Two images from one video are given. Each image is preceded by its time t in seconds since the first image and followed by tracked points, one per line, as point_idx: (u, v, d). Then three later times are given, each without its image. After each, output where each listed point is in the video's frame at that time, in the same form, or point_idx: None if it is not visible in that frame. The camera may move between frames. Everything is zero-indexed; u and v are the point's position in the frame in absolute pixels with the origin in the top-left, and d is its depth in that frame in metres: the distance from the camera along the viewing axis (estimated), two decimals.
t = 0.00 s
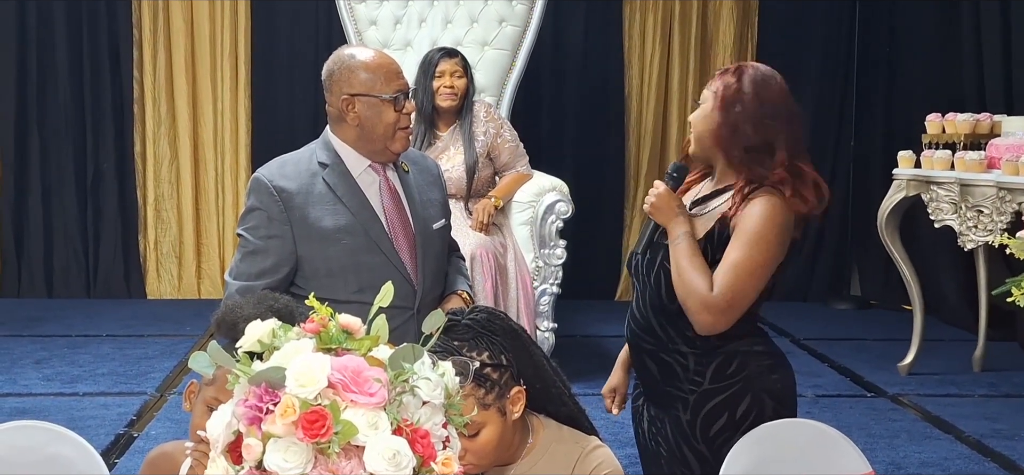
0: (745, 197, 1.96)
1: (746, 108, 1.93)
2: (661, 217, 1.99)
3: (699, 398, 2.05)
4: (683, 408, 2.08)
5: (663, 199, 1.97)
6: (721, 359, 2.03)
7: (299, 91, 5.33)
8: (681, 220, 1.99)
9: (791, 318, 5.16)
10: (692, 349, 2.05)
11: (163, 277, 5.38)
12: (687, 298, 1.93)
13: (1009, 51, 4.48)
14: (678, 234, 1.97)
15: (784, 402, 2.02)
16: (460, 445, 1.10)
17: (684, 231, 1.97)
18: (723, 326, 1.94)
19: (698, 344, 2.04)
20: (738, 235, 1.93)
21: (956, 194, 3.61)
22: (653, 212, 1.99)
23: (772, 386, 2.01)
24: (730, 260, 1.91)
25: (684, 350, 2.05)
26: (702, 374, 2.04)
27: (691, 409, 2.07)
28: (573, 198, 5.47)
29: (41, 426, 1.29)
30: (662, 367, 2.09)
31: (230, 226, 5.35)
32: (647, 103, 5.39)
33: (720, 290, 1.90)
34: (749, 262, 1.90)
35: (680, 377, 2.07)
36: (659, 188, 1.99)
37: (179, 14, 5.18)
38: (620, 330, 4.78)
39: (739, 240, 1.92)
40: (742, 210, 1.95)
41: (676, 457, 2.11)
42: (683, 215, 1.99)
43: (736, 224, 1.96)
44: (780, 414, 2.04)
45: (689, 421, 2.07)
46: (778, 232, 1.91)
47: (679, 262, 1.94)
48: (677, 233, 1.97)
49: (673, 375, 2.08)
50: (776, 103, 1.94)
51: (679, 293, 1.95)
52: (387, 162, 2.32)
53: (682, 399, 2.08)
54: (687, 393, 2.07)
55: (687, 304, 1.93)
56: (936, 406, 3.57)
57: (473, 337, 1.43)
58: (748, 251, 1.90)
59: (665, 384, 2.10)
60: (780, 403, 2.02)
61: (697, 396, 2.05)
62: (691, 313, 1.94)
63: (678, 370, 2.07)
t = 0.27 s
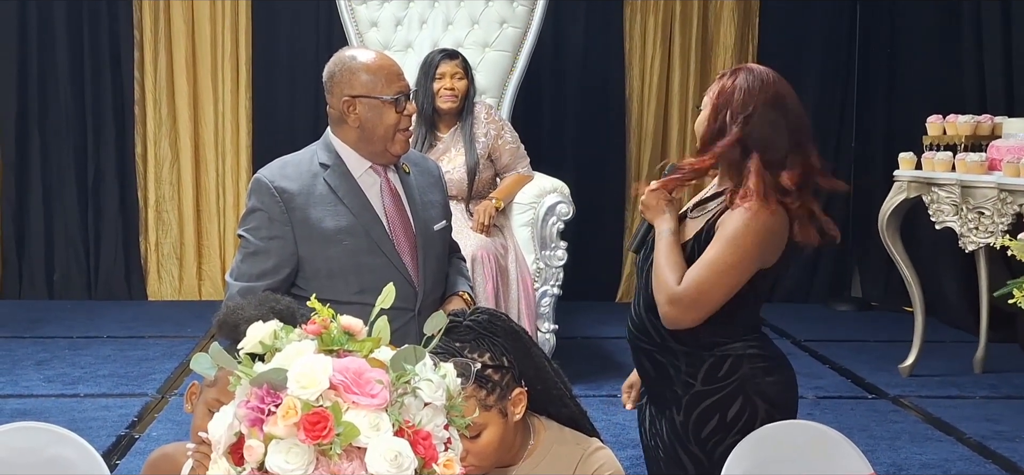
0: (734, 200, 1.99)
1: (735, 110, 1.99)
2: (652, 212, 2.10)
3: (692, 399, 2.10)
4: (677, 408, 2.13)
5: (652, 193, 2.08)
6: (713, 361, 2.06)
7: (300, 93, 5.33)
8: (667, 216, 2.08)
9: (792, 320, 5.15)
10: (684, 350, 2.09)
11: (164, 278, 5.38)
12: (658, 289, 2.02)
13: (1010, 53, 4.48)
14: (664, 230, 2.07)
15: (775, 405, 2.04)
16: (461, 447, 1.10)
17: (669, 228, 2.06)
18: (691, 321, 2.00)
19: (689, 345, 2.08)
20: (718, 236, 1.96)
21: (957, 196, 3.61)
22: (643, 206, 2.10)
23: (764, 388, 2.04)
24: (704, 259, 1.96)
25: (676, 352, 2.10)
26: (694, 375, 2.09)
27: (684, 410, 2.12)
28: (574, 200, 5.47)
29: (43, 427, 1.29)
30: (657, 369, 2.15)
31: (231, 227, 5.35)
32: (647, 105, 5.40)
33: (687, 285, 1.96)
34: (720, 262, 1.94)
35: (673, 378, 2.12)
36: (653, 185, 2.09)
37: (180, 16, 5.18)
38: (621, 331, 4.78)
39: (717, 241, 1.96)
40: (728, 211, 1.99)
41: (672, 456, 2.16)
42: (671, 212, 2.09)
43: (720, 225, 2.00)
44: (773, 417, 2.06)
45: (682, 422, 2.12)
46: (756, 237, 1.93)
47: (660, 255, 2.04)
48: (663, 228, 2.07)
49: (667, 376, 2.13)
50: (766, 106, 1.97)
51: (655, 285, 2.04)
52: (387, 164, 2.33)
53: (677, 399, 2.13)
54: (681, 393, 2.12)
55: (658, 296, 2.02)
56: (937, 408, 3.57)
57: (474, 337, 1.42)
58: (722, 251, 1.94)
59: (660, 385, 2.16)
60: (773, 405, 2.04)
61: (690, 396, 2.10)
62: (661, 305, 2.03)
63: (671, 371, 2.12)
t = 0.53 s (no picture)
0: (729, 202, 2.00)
1: (730, 111, 2.00)
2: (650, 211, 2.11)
3: (691, 400, 2.10)
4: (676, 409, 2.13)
5: (650, 192, 2.09)
6: (712, 362, 2.06)
7: (301, 94, 5.33)
8: (665, 215, 2.09)
9: (793, 321, 5.15)
10: (683, 351, 2.09)
11: (165, 279, 5.38)
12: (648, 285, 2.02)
13: (1011, 54, 4.48)
14: (660, 229, 2.08)
15: (774, 407, 2.04)
16: (464, 448, 1.10)
17: (665, 227, 2.07)
18: (677, 319, 1.99)
19: (688, 346, 2.08)
20: (710, 234, 1.97)
21: (958, 197, 3.60)
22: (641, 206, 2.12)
23: (763, 389, 2.03)
24: (694, 256, 1.96)
25: (676, 353, 2.10)
26: (693, 376, 2.09)
27: (683, 411, 2.11)
28: (575, 201, 5.47)
29: (43, 428, 1.29)
30: (657, 370, 2.15)
31: (232, 228, 5.35)
32: (648, 106, 5.40)
33: (674, 281, 1.96)
34: (709, 260, 1.94)
35: (673, 379, 2.12)
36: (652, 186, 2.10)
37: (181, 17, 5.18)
38: (622, 333, 4.78)
39: (709, 239, 1.96)
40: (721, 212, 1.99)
41: (672, 458, 2.16)
42: (668, 211, 2.10)
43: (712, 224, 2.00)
44: (772, 419, 2.05)
45: (681, 423, 2.12)
46: (748, 236, 1.94)
47: (653, 253, 2.04)
48: (659, 227, 2.08)
49: (666, 377, 2.13)
50: (761, 108, 1.98)
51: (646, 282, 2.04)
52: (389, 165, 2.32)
53: (676, 400, 2.13)
54: (680, 394, 2.12)
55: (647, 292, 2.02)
56: (938, 409, 3.57)
57: (473, 339, 1.42)
58: (711, 249, 1.94)
59: (661, 386, 2.16)
60: (771, 406, 2.04)
61: (689, 398, 2.10)
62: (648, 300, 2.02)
63: (671, 372, 2.12)
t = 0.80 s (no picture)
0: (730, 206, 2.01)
1: (730, 115, 2.00)
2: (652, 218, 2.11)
3: (693, 402, 2.10)
4: (678, 411, 2.13)
5: (651, 199, 2.09)
6: (714, 364, 2.06)
7: (302, 95, 5.33)
8: (666, 222, 2.09)
9: (794, 323, 5.15)
10: (684, 353, 2.09)
11: (166, 281, 5.39)
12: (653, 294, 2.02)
13: (1012, 56, 4.48)
14: (663, 235, 2.07)
15: (776, 409, 2.04)
16: (466, 450, 1.10)
17: (667, 233, 2.07)
18: (684, 327, 2.00)
19: (689, 348, 2.08)
20: (713, 241, 1.97)
21: (959, 199, 3.60)
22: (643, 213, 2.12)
23: (765, 391, 2.04)
24: (697, 264, 1.96)
25: (677, 355, 2.10)
26: (694, 378, 2.09)
27: (685, 413, 2.11)
28: (576, 202, 5.47)
29: (46, 429, 1.29)
30: (659, 372, 2.15)
31: (233, 230, 5.35)
32: (649, 107, 5.40)
33: (679, 290, 1.97)
34: (713, 267, 1.94)
35: (675, 381, 2.12)
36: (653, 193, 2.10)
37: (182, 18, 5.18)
38: (623, 334, 4.78)
39: (712, 246, 1.96)
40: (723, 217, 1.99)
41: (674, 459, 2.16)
42: (669, 218, 2.09)
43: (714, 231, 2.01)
44: (774, 421, 2.06)
45: (683, 425, 2.12)
46: (750, 241, 1.94)
47: (658, 261, 2.04)
48: (661, 233, 2.08)
49: (668, 379, 2.13)
50: (762, 110, 1.98)
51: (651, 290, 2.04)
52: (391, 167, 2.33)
53: (678, 402, 2.13)
54: (682, 396, 2.12)
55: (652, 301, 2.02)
56: (939, 411, 3.57)
57: (474, 340, 1.42)
58: (715, 257, 1.94)
59: (662, 387, 2.16)
60: (773, 407, 2.04)
61: (691, 399, 2.10)
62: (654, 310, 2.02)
63: (672, 374, 2.12)
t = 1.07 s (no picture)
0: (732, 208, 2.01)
1: (731, 116, 2.00)
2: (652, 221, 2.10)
3: (694, 402, 2.10)
4: (679, 412, 2.12)
5: (651, 202, 2.08)
6: (715, 364, 2.06)
7: (303, 96, 5.33)
8: (666, 225, 2.08)
9: (794, 324, 5.15)
10: (686, 353, 2.09)
11: (166, 281, 5.39)
12: (659, 297, 2.01)
13: (1013, 57, 4.48)
14: (664, 237, 2.06)
15: (777, 409, 2.04)
16: (467, 450, 1.10)
17: (669, 235, 2.06)
18: (691, 331, 1.99)
19: (691, 349, 2.08)
20: (718, 243, 1.97)
21: (960, 200, 3.61)
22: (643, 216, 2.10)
23: (767, 392, 2.04)
24: (704, 267, 1.96)
25: (678, 356, 2.10)
26: (696, 379, 2.09)
27: (686, 414, 2.11)
28: (576, 203, 5.47)
29: (45, 430, 1.29)
30: (659, 374, 2.15)
31: (233, 230, 5.35)
32: (649, 108, 5.40)
33: (686, 293, 1.96)
34: (721, 269, 1.94)
35: (675, 382, 2.12)
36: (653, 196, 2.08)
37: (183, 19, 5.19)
38: (623, 335, 4.78)
39: (718, 248, 1.96)
40: (727, 220, 1.99)
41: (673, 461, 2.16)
42: (669, 221, 2.08)
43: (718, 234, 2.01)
44: (774, 421, 2.06)
45: (683, 426, 2.11)
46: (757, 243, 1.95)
47: (662, 264, 2.03)
48: (663, 235, 2.07)
49: (669, 380, 2.13)
50: (763, 111, 1.98)
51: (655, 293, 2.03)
52: (392, 167, 2.33)
53: (678, 403, 2.12)
54: (683, 397, 2.11)
55: (659, 305, 2.01)
56: (940, 412, 3.57)
57: (476, 341, 1.42)
58: (722, 259, 1.94)
59: (662, 388, 2.15)
60: (775, 408, 2.04)
61: (691, 400, 2.10)
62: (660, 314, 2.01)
63: (673, 375, 2.12)
